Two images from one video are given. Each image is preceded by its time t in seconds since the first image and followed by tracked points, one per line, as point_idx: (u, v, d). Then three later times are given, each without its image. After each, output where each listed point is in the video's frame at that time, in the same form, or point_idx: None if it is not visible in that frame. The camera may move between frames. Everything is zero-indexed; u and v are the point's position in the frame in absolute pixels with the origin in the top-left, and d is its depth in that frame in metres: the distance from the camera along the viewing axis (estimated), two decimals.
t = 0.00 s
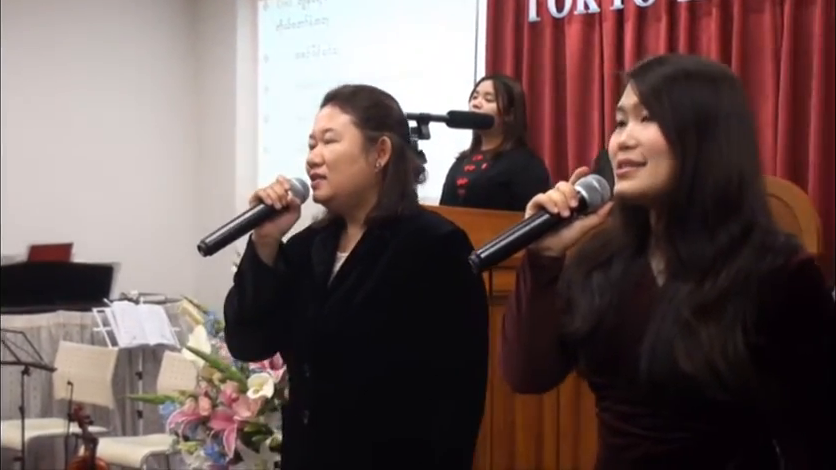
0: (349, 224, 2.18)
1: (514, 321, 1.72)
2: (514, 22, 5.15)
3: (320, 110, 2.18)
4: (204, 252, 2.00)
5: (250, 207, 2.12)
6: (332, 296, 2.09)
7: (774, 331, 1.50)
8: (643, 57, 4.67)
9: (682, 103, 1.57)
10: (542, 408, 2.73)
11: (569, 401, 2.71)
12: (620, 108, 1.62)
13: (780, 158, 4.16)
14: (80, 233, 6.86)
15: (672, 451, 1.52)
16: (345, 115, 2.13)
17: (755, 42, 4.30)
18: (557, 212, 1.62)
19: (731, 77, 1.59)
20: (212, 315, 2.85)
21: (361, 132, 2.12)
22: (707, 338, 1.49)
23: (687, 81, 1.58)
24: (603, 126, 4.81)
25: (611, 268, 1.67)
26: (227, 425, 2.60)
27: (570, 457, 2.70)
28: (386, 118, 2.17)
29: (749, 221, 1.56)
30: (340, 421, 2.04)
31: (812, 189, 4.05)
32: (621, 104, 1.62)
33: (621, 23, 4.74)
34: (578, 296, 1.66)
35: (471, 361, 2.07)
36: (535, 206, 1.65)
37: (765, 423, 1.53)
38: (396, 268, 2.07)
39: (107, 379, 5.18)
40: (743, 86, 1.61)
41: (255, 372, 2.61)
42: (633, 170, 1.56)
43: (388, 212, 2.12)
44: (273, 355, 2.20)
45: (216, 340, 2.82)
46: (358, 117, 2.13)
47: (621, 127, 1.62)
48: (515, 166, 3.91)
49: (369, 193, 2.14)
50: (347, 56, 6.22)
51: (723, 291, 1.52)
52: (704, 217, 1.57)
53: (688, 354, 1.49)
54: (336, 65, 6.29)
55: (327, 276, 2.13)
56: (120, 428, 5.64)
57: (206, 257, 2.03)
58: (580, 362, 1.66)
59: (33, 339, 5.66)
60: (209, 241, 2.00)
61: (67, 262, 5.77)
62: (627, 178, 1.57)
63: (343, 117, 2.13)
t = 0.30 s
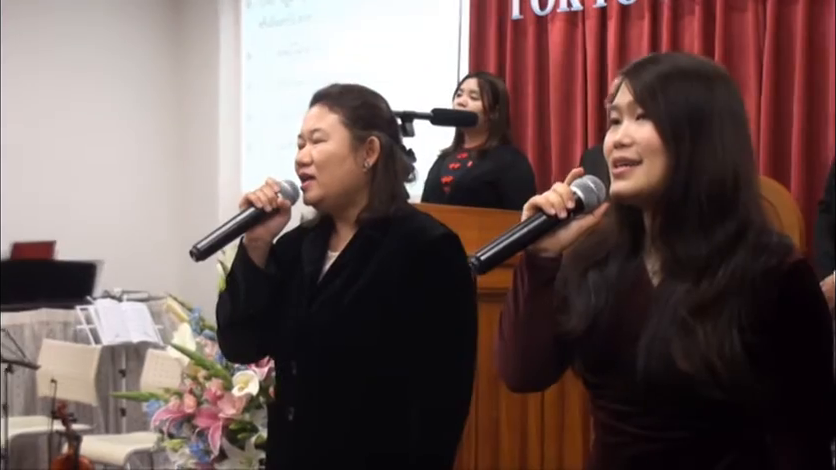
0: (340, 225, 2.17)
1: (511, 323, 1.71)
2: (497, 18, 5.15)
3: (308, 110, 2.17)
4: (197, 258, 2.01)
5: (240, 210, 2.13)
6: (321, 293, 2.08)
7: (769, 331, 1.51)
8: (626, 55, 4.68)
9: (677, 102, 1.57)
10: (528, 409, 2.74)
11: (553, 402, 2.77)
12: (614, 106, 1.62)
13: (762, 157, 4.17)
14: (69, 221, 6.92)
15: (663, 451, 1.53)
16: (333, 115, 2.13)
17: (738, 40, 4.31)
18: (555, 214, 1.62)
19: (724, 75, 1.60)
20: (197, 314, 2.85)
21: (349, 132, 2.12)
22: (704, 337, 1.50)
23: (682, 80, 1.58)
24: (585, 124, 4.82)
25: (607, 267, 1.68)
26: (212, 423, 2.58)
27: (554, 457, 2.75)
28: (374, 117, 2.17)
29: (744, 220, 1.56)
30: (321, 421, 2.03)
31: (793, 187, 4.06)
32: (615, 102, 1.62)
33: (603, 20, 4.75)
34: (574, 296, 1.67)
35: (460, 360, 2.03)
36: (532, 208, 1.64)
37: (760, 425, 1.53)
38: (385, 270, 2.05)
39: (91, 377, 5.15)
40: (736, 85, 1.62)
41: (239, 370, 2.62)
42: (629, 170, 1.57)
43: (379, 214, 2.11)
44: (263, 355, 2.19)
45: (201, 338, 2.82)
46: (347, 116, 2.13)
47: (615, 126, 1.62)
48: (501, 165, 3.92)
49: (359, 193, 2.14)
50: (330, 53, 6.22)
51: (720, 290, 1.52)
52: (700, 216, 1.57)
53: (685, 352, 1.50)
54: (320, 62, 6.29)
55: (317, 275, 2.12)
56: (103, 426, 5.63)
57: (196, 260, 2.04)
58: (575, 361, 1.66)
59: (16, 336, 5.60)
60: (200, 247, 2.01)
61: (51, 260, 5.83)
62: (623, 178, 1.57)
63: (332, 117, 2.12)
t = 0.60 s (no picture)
0: (325, 223, 2.17)
1: (508, 320, 1.72)
2: (482, 16, 5.15)
3: (299, 108, 2.18)
4: (185, 257, 1.98)
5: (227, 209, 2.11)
6: (307, 293, 2.07)
7: (765, 327, 1.53)
8: (610, 53, 4.68)
9: (674, 101, 1.57)
10: (516, 410, 2.75)
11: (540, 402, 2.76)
12: (610, 104, 1.63)
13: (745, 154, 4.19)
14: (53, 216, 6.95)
15: (659, 447, 1.54)
16: (323, 113, 2.13)
17: (723, 38, 4.32)
18: (554, 212, 1.61)
19: (718, 74, 1.61)
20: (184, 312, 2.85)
21: (339, 130, 2.12)
22: (702, 333, 1.51)
23: (677, 79, 1.59)
24: (570, 123, 4.83)
25: (603, 264, 1.67)
26: (200, 420, 2.58)
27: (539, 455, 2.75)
28: (363, 118, 2.17)
29: (739, 218, 1.57)
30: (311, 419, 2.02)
31: (776, 186, 4.09)
32: (611, 100, 1.63)
33: (588, 19, 4.75)
34: (570, 295, 1.66)
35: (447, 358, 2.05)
36: (529, 206, 1.64)
37: (755, 419, 1.54)
38: (376, 268, 2.05)
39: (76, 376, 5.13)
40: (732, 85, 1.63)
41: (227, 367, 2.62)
42: (625, 168, 1.58)
43: (366, 213, 2.11)
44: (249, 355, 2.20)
45: (189, 336, 2.82)
46: (337, 115, 2.14)
47: (610, 124, 1.63)
48: (489, 163, 3.93)
49: (346, 191, 2.14)
50: (315, 51, 6.22)
51: (717, 288, 1.53)
52: (696, 213, 1.58)
53: (684, 348, 1.51)
54: (305, 61, 6.28)
55: (303, 275, 2.11)
56: (88, 425, 5.62)
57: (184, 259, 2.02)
58: (572, 358, 1.67)
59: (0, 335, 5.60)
60: (189, 244, 1.99)
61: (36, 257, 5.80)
62: (619, 176, 1.58)
63: (322, 114, 2.13)
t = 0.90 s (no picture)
0: (300, 220, 2.11)
1: (503, 316, 1.71)
2: (467, 14, 5.14)
3: (277, 104, 2.10)
4: (175, 255, 1.95)
5: (210, 209, 2.04)
6: (291, 290, 2.01)
7: (757, 324, 1.53)
8: (596, 52, 4.68)
9: (662, 101, 1.57)
10: (503, 408, 2.79)
11: (527, 400, 2.78)
12: (599, 105, 1.62)
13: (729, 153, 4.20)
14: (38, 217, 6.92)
15: (652, 442, 1.54)
16: (306, 110, 2.06)
17: (709, 36, 4.31)
18: (548, 210, 1.62)
19: (706, 73, 1.61)
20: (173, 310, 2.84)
21: (322, 128, 2.05)
22: (696, 329, 1.51)
23: (664, 79, 1.59)
24: (555, 121, 4.83)
25: (595, 263, 1.67)
26: (188, 419, 2.57)
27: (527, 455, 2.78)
28: (344, 115, 2.10)
29: (730, 215, 1.58)
30: (297, 420, 1.96)
31: (761, 184, 4.10)
32: (600, 102, 1.62)
33: (574, 18, 4.75)
34: (562, 291, 1.66)
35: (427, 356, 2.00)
36: (524, 205, 1.65)
37: (748, 417, 1.55)
38: (361, 268, 1.99)
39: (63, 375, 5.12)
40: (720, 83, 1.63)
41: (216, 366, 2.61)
42: (617, 171, 1.58)
43: (346, 213, 2.05)
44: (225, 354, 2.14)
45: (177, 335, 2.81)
46: (318, 112, 2.06)
47: (600, 126, 1.62)
48: (478, 163, 3.93)
49: (325, 190, 2.07)
50: (303, 50, 6.21)
51: (710, 285, 1.53)
52: (686, 211, 1.57)
53: (678, 346, 1.51)
54: (291, 59, 6.28)
55: (285, 274, 2.04)
56: (74, 422, 5.62)
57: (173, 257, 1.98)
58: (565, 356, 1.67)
59: None
60: (179, 243, 1.95)
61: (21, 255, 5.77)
62: (611, 179, 1.58)
63: (303, 112, 2.06)
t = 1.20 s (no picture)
0: (277, 217, 2.10)
1: (494, 314, 1.72)
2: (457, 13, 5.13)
3: (261, 101, 2.10)
4: (160, 249, 1.94)
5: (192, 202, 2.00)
6: (271, 286, 1.99)
7: (747, 321, 1.54)
8: (586, 52, 4.69)
9: (649, 101, 1.58)
10: (495, 407, 2.82)
11: (519, 399, 2.82)
12: (588, 104, 1.63)
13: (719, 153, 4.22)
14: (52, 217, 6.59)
15: (645, 440, 1.54)
16: (291, 109, 2.07)
17: (698, 34, 4.32)
18: (539, 208, 1.62)
19: (694, 72, 1.61)
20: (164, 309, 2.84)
21: (306, 128, 2.06)
22: (685, 326, 1.52)
23: (652, 79, 1.59)
24: (545, 119, 4.83)
25: (587, 262, 1.68)
26: (182, 416, 2.60)
27: (520, 454, 2.81)
28: (327, 116, 2.11)
29: (718, 212, 1.59)
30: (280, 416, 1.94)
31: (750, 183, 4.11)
32: (588, 101, 1.64)
33: (564, 17, 4.76)
34: (554, 289, 1.66)
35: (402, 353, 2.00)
36: (515, 202, 1.65)
37: (739, 415, 1.56)
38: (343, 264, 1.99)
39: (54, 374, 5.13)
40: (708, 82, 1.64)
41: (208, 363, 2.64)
42: (603, 167, 1.59)
43: (326, 212, 2.04)
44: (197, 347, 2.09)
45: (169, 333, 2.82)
46: (303, 111, 2.07)
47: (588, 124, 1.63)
48: (464, 163, 3.94)
49: (303, 189, 2.07)
50: (294, 48, 6.21)
51: (701, 280, 1.54)
52: (675, 206, 1.58)
53: (668, 342, 1.52)
54: (283, 57, 6.28)
55: (263, 271, 2.03)
56: (65, 420, 5.58)
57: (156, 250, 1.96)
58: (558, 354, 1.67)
59: None
60: (164, 237, 1.94)
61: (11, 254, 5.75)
62: (598, 175, 1.59)
63: (288, 111, 2.06)
